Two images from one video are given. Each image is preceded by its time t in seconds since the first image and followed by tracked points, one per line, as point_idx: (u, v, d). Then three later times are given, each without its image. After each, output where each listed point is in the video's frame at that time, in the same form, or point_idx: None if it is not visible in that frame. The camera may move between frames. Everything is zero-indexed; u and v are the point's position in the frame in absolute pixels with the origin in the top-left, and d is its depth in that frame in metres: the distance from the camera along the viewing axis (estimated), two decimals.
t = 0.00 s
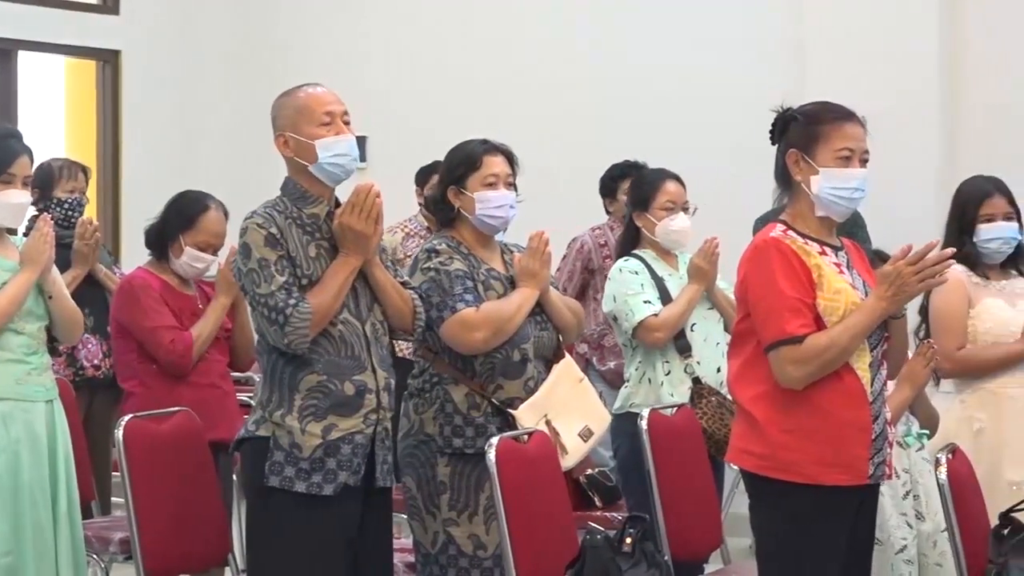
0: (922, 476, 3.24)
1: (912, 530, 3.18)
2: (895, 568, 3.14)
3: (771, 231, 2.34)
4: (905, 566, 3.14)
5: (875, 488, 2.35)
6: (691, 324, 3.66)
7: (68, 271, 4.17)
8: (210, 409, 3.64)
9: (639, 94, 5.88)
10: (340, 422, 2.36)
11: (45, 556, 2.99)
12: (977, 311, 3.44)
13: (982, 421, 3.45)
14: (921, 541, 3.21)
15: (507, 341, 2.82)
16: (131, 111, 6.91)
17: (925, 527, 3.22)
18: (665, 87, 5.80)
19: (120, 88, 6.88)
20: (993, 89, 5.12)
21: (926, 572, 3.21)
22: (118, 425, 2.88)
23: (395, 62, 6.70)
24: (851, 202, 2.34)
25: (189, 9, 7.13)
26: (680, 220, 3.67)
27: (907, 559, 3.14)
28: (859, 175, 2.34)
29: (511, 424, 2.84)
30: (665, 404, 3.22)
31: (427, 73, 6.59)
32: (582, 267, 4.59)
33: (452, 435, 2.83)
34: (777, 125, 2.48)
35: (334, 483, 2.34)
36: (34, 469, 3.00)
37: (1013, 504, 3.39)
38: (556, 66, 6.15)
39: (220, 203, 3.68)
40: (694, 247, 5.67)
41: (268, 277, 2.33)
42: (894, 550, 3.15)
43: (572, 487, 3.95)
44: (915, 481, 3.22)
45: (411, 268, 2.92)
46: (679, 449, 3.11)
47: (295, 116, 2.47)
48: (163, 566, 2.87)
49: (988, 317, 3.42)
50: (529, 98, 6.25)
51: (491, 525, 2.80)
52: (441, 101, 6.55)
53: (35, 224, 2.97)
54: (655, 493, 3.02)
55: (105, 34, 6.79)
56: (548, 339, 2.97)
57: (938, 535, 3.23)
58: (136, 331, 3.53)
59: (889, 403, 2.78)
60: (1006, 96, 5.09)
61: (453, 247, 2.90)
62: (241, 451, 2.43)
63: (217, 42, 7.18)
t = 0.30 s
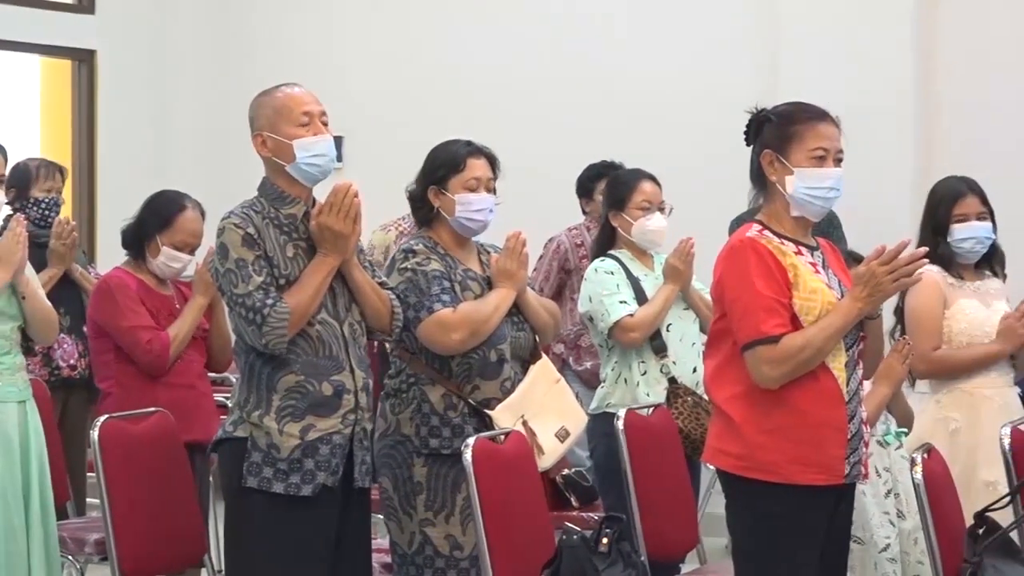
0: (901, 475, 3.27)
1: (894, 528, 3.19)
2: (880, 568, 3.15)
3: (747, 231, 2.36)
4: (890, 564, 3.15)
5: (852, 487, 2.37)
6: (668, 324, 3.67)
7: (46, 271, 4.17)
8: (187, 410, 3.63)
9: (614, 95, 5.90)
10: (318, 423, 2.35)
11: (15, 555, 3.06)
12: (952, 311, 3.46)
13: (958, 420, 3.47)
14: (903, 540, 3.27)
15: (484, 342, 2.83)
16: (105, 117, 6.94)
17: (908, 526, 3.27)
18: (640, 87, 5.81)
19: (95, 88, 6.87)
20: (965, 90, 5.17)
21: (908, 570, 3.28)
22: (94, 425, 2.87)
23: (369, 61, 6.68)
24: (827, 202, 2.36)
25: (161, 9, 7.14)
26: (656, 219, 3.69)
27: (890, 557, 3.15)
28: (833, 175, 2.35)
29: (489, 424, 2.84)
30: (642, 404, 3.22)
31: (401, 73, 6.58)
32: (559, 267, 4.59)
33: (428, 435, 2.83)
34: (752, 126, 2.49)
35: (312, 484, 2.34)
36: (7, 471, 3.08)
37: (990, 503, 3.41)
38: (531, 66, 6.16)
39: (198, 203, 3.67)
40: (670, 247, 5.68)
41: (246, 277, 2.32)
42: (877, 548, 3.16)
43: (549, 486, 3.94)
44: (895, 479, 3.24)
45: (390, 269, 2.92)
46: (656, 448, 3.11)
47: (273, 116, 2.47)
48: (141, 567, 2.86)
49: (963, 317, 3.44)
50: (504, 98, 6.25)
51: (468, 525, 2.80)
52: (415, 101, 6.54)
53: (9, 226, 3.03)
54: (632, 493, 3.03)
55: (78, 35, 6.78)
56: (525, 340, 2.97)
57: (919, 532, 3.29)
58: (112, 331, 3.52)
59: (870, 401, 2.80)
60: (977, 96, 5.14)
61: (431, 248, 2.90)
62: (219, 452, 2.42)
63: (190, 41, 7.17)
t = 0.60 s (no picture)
0: (881, 474, 3.29)
1: (877, 526, 3.22)
2: (862, 566, 3.19)
3: (725, 231, 2.37)
4: (872, 562, 3.19)
5: (830, 485, 2.39)
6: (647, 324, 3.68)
7: (22, 270, 4.16)
8: (166, 410, 3.63)
9: (597, 95, 5.89)
10: (297, 422, 2.35)
11: None
12: (929, 311, 3.49)
13: (937, 420, 3.50)
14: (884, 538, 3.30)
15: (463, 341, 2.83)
16: (85, 116, 6.88)
17: (887, 524, 3.29)
18: (624, 88, 5.81)
19: (73, 87, 6.84)
20: (951, 91, 5.17)
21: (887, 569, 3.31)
22: (71, 425, 2.86)
23: (350, 61, 6.66)
24: (804, 201, 2.37)
25: (139, 8, 7.09)
26: (636, 219, 3.70)
27: (872, 556, 3.19)
28: (810, 174, 2.37)
29: (467, 424, 2.84)
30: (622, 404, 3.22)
31: (380, 72, 6.56)
32: (537, 267, 4.60)
33: (407, 436, 2.83)
34: (729, 126, 2.51)
35: (291, 484, 2.34)
36: None
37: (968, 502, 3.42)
38: (515, 66, 6.15)
39: (176, 202, 3.66)
40: (649, 246, 5.70)
41: (224, 277, 2.32)
42: (859, 547, 3.19)
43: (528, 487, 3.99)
44: (875, 479, 3.25)
45: (370, 268, 2.92)
46: (634, 449, 3.12)
47: (251, 116, 2.47)
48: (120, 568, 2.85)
49: (940, 317, 3.46)
50: (488, 98, 6.23)
51: (447, 525, 2.81)
52: (396, 101, 6.52)
53: None
54: (612, 495, 3.05)
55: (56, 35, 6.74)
56: (504, 339, 2.98)
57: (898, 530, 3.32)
58: (90, 331, 3.51)
59: (850, 401, 2.82)
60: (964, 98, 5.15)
61: (411, 247, 2.90)
62: (197, 452, 2.42)
63: (168, 40, 7.16)
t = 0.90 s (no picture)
0: (863, 472, 3.29)
1: (858, 525, 3.22)
2: (844, 564, 3.19)
3: (707, 229, 2.37)
4: (854, 561, 3.20)
5: (810, 483, 2.40)
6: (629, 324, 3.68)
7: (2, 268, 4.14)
8: (147, 410, 3.62)
9: (592, 95, 5.86)
10: (278, 422, 2.35)
11: None
12: (910, 310, 3.50)
13: (918, 419, 3.51)
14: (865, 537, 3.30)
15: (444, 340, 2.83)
16: (66, 116, 6.85)
17: (868, 523, 3.30)
18: (617, 88, 5.79)
19: (54, 85, 6.81)
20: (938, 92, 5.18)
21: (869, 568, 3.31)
22: (53, 424, 2.84)
23: (341, 60, 6.62)
24: (785, 200, 2.38)
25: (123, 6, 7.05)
26: (619, 218, 3.70)
27: (854, 554, 3.20)
28: (791, 173, 2.38)
29: (449, 424, 2.84)
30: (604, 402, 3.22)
31: (362, 71, 6.55)
32: (519, 266, 4.61)
33: (387, 435, 2.83)
34: (710, 126, 2.51)
35: (272, 483, 2.34)
36: None
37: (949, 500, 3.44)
38: (513, 67, 6.10)
39: (158, 200, 3.65)
40: (632, 245, 5.71)
41: (205, 276, 2.32)
42: (841, 545, 3.20)
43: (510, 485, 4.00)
44: (857, 477, 3.25)
45: (351, 267, 2.92)
46: (616, 449, 3.12)
47: (231, 114, 2.46)
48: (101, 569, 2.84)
49: (921, 317, 3.48)
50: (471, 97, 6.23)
51: (428, 524, 2.81)
52: (384, 101, 6.50)
53: None
54: (593, 493, 3.04)
55: (40, 32, 6.72)
56: (485, 338, 2.98)
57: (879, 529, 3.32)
58: (71, 331, 3.50)
59: (831, 400, 2.83)
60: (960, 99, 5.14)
61: (392, 246, 2.90)
62: (178, 451, 2.41)
63: (150, 38, 7.13)
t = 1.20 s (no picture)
0: (839, 472, 3.30)
1: (833, 524, 3.24)
2: (820, 563, 3.21)
3: (685, 229, 2.38)
4: (828, 559, 3.21)
5: (787, 482, 2.41)
6: (606, 323, 3.69)
7: None
8: (123, 409, 3.61)
9: (574, 95, 5.85)
10: (254, 422, 2.35)
11: None
12: (887, 310, 3.51)
13: (894, 418, 3.52)
14: (841, 536, 3.31)
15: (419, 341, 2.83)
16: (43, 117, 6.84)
17: (844, 522, 3.31)
18: (604, 87, 5.77)
19: (32, 84, 6.78)
20: (916, 92, 5.21)
21: (844, 566, 3.33)
22: (29, 425, 2.83)
23: (326, 58, 6.58)
24: (763, 200, 2.39)
25: (102, 5, 7.05)
26: (597, 217, 3.71)
27: (829, 553, 3.21)
28: (769, 172, 2.38)
29: (425, 423, 2.83)
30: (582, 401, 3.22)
31: (341, 70, 6.54)
32: (497, 266, 4.61)
33: (364, 434, 2.83)
34: (687, 126, 2.52)
35: (248, 483, 2.33)
36: None
37: (924, 499, 3.47)
38: (505, 67, 6.06)
39: (136, 199, 3.64)
40: (610, 245, 5.72)
41: (182, 275, 2.31)
42: (817, 544, 3.21)
43: (488, 483, 4.01)
44: (834, 477, 3.26)
45: (329, 266, 2.91)
46: (593, 449, 3.12)
47: (208, 114, 2.46)
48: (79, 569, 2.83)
49: (897, 316, 3.49)
50: (450, 97, 6.23)
51: (405, 523, 2.80)
52: (365, 101, 6.48)
53: None
54: (571, 493, 3.06)
55: (20, 30, 6.69)
56: (463, 338, 2.98)
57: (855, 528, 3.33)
58: (48, 330, 3.49)
59: (808, 399, 2.83)
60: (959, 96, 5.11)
61: (369, 246, 2.90)
62: (154, 450, 2.41)
63: (127, 38, 7.11)
